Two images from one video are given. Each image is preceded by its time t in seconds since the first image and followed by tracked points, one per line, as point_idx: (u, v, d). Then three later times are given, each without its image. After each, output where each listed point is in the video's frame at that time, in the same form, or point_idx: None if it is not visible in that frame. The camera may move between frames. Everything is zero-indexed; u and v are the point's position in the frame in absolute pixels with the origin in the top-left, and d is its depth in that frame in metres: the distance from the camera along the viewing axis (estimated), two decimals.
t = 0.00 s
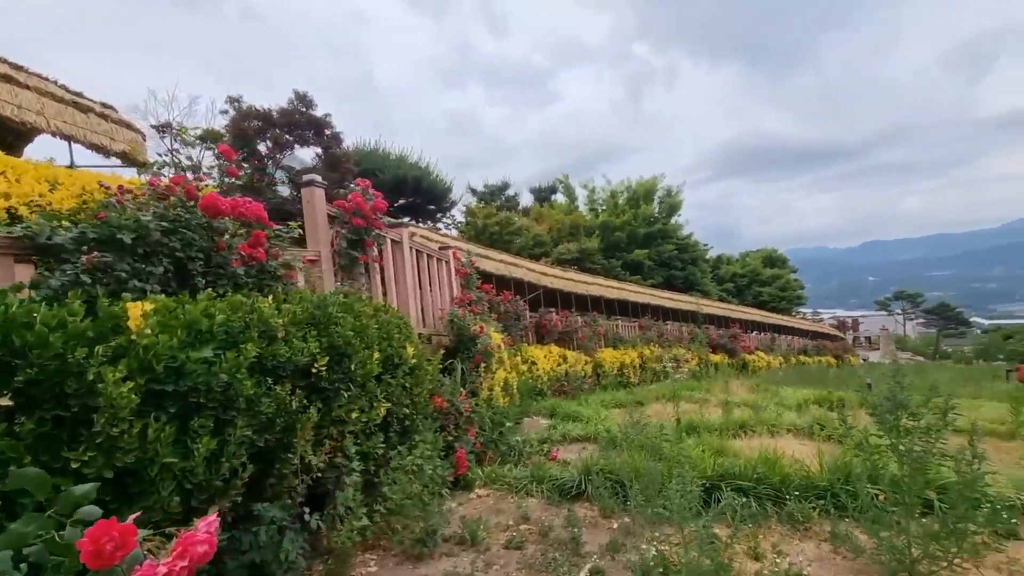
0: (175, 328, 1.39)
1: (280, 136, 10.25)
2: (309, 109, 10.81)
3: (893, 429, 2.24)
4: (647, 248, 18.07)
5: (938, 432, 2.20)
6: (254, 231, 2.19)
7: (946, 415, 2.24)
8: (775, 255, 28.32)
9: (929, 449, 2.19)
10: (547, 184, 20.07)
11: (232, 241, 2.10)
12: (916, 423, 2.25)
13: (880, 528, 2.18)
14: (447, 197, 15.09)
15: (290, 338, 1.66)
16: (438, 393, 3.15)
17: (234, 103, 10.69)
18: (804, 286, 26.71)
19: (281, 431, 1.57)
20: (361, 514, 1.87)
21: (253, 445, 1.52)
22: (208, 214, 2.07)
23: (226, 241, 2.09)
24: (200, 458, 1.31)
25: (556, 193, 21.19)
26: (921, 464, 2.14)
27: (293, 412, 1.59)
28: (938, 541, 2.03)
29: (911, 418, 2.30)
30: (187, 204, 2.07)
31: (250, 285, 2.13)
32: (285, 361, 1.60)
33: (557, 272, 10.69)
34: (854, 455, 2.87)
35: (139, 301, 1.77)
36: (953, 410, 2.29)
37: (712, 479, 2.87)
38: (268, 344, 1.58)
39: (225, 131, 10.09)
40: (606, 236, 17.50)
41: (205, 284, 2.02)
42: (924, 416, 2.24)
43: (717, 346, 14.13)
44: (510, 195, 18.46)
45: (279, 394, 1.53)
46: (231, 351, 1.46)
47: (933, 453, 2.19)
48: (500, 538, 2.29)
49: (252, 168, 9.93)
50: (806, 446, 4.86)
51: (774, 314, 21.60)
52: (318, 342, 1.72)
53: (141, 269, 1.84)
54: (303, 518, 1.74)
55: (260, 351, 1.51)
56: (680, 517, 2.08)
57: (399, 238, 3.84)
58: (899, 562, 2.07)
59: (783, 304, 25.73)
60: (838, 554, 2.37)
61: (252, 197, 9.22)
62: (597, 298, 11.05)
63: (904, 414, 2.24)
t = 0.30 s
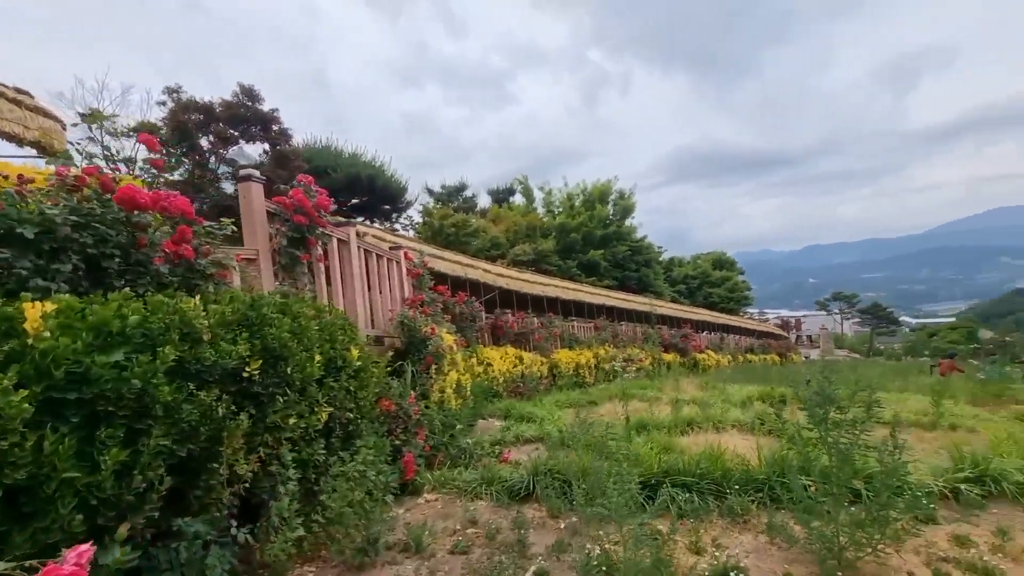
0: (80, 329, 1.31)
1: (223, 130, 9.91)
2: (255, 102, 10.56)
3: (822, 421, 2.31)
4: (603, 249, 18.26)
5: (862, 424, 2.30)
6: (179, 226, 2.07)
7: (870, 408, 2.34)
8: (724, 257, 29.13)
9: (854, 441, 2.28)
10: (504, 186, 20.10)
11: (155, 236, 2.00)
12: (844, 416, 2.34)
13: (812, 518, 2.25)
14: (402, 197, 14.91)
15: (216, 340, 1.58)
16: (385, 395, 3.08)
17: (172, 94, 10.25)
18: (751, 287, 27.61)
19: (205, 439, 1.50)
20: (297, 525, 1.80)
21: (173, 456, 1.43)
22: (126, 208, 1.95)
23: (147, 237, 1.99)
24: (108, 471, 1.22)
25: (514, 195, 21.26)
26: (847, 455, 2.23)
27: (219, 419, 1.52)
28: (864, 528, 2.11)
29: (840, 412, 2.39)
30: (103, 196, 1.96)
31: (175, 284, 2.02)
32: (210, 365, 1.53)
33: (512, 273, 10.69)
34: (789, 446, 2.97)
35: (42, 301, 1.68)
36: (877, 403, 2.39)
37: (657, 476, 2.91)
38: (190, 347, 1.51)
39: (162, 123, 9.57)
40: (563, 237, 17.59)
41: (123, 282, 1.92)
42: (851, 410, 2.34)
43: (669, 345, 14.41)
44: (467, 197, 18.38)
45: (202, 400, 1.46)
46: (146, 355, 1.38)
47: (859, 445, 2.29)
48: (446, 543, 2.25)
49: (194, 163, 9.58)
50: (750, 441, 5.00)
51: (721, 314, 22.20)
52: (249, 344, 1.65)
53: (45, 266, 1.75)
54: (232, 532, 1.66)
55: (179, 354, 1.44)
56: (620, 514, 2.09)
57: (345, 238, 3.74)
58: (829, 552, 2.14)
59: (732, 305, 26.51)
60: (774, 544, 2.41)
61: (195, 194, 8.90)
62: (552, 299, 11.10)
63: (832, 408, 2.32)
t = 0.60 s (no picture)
0: None
1: (171, 122, 9.56)
2: (207, 94, 10.19)
3: (765, 419, 2.38)
4: (568, 249, 18.35)
5: (801, 420, 2.38)
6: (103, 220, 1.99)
7: (809, 404, 2.42)
8: (685, 257, 29.70)
9: (794, 437, 2.36)
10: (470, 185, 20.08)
11: (75, 233, 1.91)
12: (784, 413, 2.42)
13: (756, 514, 2.31)
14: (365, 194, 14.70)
15: (141, 344, 1.52)
16: (336, 399, 3.01)
17: (115, 83, 9.87)
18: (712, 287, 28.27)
19: (126, 450, 1.43)
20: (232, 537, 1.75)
21: (88, 469, 1.37)
22: (42, 203, 1.86)
23: (67, 233, 1.90)
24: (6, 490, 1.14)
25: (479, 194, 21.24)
26: (786, 451, 2.31)
27: (143, 429, 1.46)
28: (802, 523, 2.18)
29: (782, 409, 2.46)
30: (17, 189, 1.88)
31: (98, 284, 1.93)
32: (132, 372, 1.46)
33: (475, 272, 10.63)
34: (735, 443, 3.04)
35: None
36: (816, 400, 2.47)
37: (610, 476, 2.92)
38: (109, 353, 1.44)
39: (105, 113, 9.20)
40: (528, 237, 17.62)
41: (39, 282, 1.82)
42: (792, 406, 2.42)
43: (632, 344, 14.60)
44: (433, 195, 18.25)
45: (121, 408, 1.39)
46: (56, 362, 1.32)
47: (800, 441, 2.37)
48: (395, 550, 2.24)
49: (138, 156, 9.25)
50: (704, 439, 5.10)
51: (682, 313, 22.61)
52: (178, 348, 1.58)
53: None
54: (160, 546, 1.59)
55: (94, 360, 1.37)
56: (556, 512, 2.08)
57: (297, 236, 3.65)
58: (771, 548, 2.20)
59: (693, 305, 27.08)
60: (721, 541, 2.45)
61: (143, 189, 8.62)
62: (516, 299, 11.09)
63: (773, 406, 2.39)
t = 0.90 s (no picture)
0: None
1: (113, 106, 9.17)
2: (154, 80, 9.84)
3: (704, 423, 2.54)
4: (531, 252, 18.39)
5: (736, 425, 2.58)
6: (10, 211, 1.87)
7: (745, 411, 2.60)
8: (646, 261, 30.19)
9: (731, 441, 2.52)
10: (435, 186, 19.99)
11: None
12: (723, 418, 2.60)
13: (695, 516, 2.34)
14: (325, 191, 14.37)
15: (47, 343, 1.44)
16: (279, 402, 2.92)
17: (52, 64, 9.40)
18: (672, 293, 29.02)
19: (22, 455, 1.37)
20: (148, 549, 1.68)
21: None
22: None
23: None
24: None
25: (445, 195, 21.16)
26: (724, 453, 2.46)
27: (45, 435, 1.39)
28: (738, 526, 2.26)
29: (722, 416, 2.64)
30: None
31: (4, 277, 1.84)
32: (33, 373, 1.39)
33: (437, 273, 10.52)
34: (676, 445, 3.07)
35: None
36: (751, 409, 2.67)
37: (557, 479, 2.92)
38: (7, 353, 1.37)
39: (40, 96, 8.77)
40: (492, 240, 17.59)
41: None
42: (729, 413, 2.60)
43: (593, 347, 14.75)
44: (398, 194, 17.98)
45: (15, 413, 1.33)
46: None
47: (737, 445, 2.53)
48: (332, 560, 2.21)
49: (77, 142, 8.85)
50: (655, 441, 5.17)
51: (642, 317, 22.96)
52: (89, 348, 1.50)
53: None
54: (62, 563, 1.48)
55: None
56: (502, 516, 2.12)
57: (242, 231, 3.54)
58: (707, 551, 2.26)
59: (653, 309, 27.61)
60: (662, 544, 2.49)
61: (84, 178, 8.27)
62: (477, 300, 11.03)
63: (713, 412, 2.58)
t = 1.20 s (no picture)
0: None
1: (45, 92, 8.74)
2: (89, 65, 9.36)
3: (647, 421, 2.60)
4: (493, 254, 18.35)
5: (674, 422, 2.65)
6: None
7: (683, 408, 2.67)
8: (608, 263, 30.57)
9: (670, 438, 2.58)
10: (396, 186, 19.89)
11: None
12: (661, 417, 2.66)
13: (638, 515, 2.40)
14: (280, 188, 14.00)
15: None
16: (217, 406, 2.81)
17: None
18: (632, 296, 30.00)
19: None
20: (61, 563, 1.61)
21: None
22: None
23: None
24: None
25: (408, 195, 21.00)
26: (665, 449, 2.52)
27: None
28: (679, 522, 2.32)
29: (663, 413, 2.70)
30: None
31: None
32: None
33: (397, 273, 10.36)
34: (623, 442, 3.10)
35: None
36: (690, 407, 2.73)
37: (509, 480, 2.90)
38: None
39: None
40: (455, 241, 17.39)
41: None
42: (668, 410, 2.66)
43: (555, 348, 14.86)
44: (358, 193, 17.67)
45: None
46: None
47: (675, 442, 2.59)
48: (269, 570, 2.16)
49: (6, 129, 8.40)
50: (609, 439, 5.21)
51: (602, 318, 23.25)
52: None
53: None
54: None
55: None
56: (441, 519, 2.13)
57: (182, 227, 3.41)
58: (650, 548, 2.30)
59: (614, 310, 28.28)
60: (608, 542, 2.51)
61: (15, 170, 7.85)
62: (438, 301, 10.94)
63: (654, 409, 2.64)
